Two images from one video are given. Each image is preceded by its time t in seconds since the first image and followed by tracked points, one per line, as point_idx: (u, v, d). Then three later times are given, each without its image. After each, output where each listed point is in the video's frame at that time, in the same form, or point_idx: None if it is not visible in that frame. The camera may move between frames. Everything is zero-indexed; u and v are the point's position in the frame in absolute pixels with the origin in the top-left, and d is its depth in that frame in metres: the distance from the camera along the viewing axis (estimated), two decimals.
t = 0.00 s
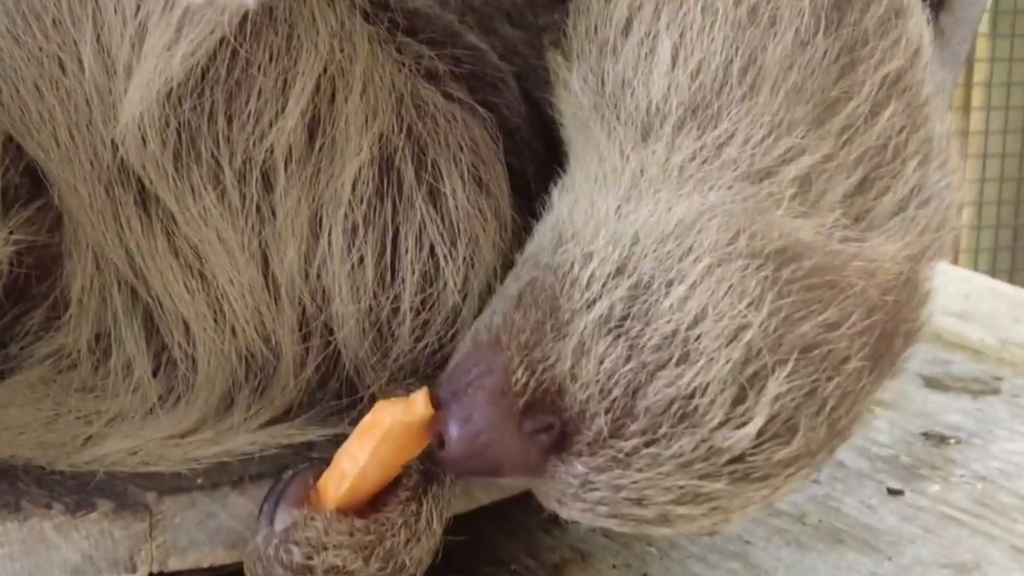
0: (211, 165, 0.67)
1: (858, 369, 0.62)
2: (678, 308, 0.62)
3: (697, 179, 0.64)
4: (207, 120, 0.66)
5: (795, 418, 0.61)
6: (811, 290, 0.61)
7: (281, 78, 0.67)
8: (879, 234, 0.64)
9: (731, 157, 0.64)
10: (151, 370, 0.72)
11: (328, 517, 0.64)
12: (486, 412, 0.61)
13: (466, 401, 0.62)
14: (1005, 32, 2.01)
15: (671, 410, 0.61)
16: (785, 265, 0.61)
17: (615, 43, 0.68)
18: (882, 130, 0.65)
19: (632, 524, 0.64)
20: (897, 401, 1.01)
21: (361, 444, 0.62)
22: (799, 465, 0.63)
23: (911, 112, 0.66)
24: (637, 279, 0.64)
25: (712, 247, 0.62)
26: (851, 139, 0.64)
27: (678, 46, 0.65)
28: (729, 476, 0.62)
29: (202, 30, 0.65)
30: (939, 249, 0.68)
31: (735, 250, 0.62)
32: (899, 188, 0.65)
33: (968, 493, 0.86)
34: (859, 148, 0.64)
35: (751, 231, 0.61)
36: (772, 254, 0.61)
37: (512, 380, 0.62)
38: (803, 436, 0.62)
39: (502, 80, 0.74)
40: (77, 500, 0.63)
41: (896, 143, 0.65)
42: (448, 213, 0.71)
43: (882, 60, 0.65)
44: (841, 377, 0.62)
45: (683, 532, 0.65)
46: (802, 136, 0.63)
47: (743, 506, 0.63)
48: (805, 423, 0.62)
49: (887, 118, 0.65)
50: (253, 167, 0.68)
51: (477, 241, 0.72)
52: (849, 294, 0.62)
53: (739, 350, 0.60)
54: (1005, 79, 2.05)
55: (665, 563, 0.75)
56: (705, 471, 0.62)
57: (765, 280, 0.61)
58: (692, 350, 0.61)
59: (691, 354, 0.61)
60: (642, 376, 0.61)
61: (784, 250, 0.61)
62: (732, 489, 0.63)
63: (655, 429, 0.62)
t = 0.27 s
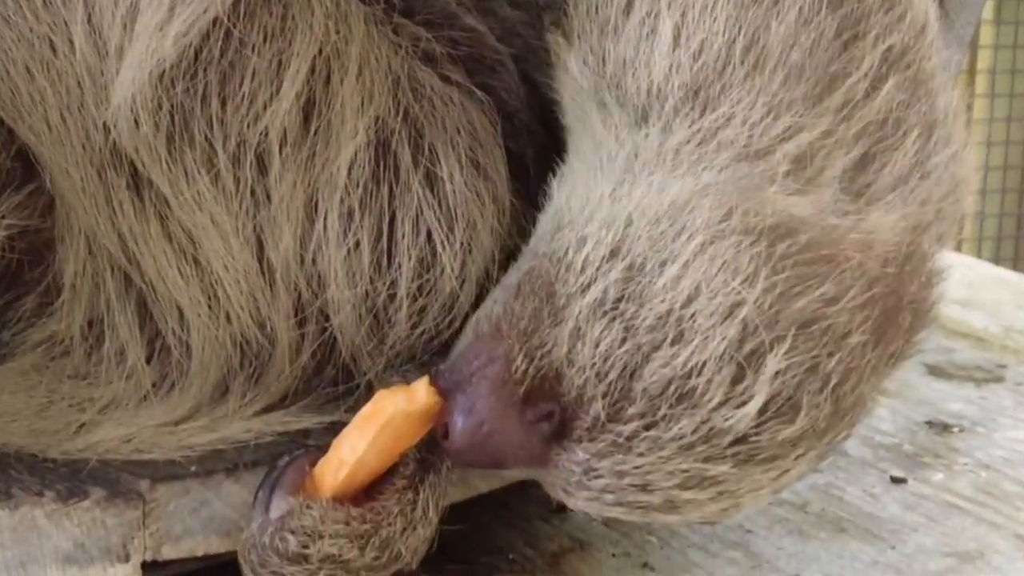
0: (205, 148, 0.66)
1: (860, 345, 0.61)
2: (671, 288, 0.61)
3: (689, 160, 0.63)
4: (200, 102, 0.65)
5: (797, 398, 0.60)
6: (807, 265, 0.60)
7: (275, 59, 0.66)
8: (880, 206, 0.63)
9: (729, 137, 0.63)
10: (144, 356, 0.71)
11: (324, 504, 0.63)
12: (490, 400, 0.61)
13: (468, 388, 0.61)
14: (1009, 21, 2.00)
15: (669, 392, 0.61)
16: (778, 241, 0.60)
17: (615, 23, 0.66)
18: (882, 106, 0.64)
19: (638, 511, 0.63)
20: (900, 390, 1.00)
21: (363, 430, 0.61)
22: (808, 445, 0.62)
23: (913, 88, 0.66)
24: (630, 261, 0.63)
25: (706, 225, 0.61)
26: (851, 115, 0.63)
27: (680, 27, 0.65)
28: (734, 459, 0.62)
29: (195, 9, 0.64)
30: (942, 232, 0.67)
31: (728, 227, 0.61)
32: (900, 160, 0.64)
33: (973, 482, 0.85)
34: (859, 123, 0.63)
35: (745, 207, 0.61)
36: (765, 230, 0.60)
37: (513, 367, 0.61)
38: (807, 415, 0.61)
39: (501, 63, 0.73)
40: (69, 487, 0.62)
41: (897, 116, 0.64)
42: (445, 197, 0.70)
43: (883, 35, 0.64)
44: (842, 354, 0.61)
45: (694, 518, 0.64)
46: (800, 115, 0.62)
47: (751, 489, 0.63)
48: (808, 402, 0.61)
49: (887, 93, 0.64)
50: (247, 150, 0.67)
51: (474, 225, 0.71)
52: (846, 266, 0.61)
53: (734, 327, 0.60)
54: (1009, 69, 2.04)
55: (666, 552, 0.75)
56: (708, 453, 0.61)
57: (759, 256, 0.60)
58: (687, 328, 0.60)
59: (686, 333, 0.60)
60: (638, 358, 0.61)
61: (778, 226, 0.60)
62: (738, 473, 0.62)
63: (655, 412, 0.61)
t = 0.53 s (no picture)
0: (202, 133, 0.65)
1: (870, 322, 0.62)
2: (679, 269, 0.62)
3: (694, 142, 0.63)
4: (197, 85, 0.64)
5: (810, 377, 0.61)
6: (817, 241, 0.61)
7: (273, 40, 0.65)
8: (889, 180, 0.63)
9: (732, 118, 0.62)
10: (142, 343, 0.69)
11: (327, 503, 0.62)
12: (500, 395, 0.60)
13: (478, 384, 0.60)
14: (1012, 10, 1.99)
15: (681, 374, 0.61)
16: (786, 218, 0.60)
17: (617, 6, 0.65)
18: (885, 82, 0.63)
19: (654, 499, 0.65)
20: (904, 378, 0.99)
21: (368, 432, 0.60)
22: (821, 427, 0.63)
23: (919, 65, 0.65)
24: (636, 244, 0.63)
25: (712, 206, 0.61)
26: (856, 92, 0.63)
27: (683, 7, 0.63)
28: (746, 443, 0.62)
29: None
30: (947, 216, 0.66)
31: (735, 206, 0.61)
32: (903, 135, 0.64)
33: (976, 471, 0.84)
34: (863, 100, 0.63)
35: (751, 185, 0.61)
36: (773, 207, 0.60)
37: (521, 358, 0.60)
38: (821, 394, 0.62)
39: (502, 45, 0.72)
40: (64, 475, 0.61)
41: (901, 92, 0.64)
42: (446, 181, 0.70)
43: (886, 10, 0.64)
44: (854, 330, 0.62)
45: (710, 508, 0.66)
46: (803, 94, 0.62)
47: (766, 475, 0.64)
48: (821, 381, 0.62)
49: (891, 67, 0.64)
50: (245, 133, 0.66)
51: (474, 210, 0.71)
52: (853, 239, 0.61)
53: (745, 305, 0.60)
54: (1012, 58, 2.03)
55: (668, 540, 0.74)
56: (722, 437, 0.62)
57: (766, 233, 0.60)
58: (697, 309, 0.61)
59: (696, 315, 0.61)
60: (648, 342, 0.61)
61: (786, 203, 0.60)
62: (752, 456, 0.63)
63: (666, 396, 0.61)
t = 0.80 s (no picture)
0: (200, 126, 0.64)
1: (874, 321, 0.61)
2: (680, 270, 0.61)
3: (696, 141, 0.62)
4: (195, 78, 0.63)
5: (814, 378, 0.61)
6: (818, 241, 0.60)
7: (272, 32, 0.65)
8: (891, 177, 0.63)
9: (733, 117, 0.62)
10: (140, 337, 0.69)
11: (327, 501, 0.62)
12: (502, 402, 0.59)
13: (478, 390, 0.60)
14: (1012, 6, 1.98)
15: (684, 376, 0.61)
16: (787, 218, 0.60)
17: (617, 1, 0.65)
18: (889, 77, 0.63)
19: (658, 503, 0.64)
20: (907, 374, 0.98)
21: (367, 435, 0.60)
22: (825, 427, 0.62)
23: (923, 58, 0.64)
24: (636, 245, 0.62)
25: (715, 205, 0.61)
26: (859, 89, 0.62)
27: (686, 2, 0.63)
28: (752, 445, 0.62)
29: None
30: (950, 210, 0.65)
31: (736, 205, 0.60)
32: (908, 130, 0.63)
33: (980, 467, 0.83)
34: (864, 99, 0.62)
35: (753, 184, 0.60)
36: (774, 206, 0.60)
37: (522, 362, 0.60)
38: (825, 394, 0.61)
39: (502, 38, 0.72)
40: (62, 471, 0.59)
41: (905, 89, 0.63)
42: (447, 175, 0.69)
43: (890, 4, 0.63)
44: (858, 328, 0.61)
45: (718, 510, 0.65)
46: (803, 92, 0.61)
47: (771, 476, 0.63)
48: (825, 381, 0.61)
49: (894, 63, 0.63)
50: (243, 127, 0.65)
51: (474, 205, 0.70)
52: (854, 238, 0.61)
53: (747, 306, 0.60)
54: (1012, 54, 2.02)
55: (670, 537, 0.73)
56: (726, 438, 0.61)
57: (767, 233, 0.60)
58: (699, 311, 0.60)
59: (698, 316, 0.60)
60: (649, 344, 0.61)
61: (787, 202, 0.60)
62: (758, 457, 0.62)
63: (669, 399, 0.61)
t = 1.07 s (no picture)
0: (197, 118, 0.64)
1: (906, 311, 0.61)
2: (712, 264, 0.60)
3: (722, 130, 0.61)
4: (192, 69, 0.63)
5: (848, 371, 0.61)
6: (851, 232, 0.60)
7: (270, 23, 0.64)
8: (915, 164, 0.62)
9: (753, 105, 0.60)
10: (138, 332, 0.68)
11: (317, 494, 0.61)
12: (528, 403, 0.59)
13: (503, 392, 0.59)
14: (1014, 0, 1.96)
15: (718, 371, 0.60)
16: (820, 208, 0.59)
17: None
18: (906, 65, 0.61)
19: (686, 501, 0.64)
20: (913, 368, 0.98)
21: (353, 421, 0.60)
22: (857, 420, 0.62)
23: (937, 44, 0.63)
24: (664, 240, 0.61)
25: (744, 198, 0.60)
26: (876, 76, 0.61)
27: None
28: (784, 440, 0.62)
29: None
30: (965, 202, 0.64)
31: (767, 194, 0.60)
32: (931, 120, 0.63)
33: (986, 463, 0.83)
34: (885, 85, 0.61)
35: (785, 173, 0.60)
36: (806, 198, 0.59)
37: (547, 360, 0.59)
38: (858, 389, 0.62)
39: (504, 29, 0.70)
40: (58, 467, 0.59)
41: (923, 77, 0.62)
42: (447, 168, 0.68)
43: None
44: (891, 319, 0.61)
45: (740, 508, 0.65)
46: (828, 79, 0.60)
47: (800, 472, 0.63)
48: (860, 375, 0.61)
49: (912, 50, 0.62)
50: (241, 118, 0.64)
51: (474, 197, 0.69)
52: (889, 229, 0.60)
53: (782, 301, 0.59)
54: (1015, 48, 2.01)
55: (674, 534, 0.73)
56: (759, 434, 0.61)
57: (800, 228, 0.59)
58: (732, 304, 0.59)
59: (732, 310, 0.59)
60: (682, 339, 0.60)
61: (818, 192, 0.59)
62: (790, 453, 0.62)
63: (702, 395, 0.60)
